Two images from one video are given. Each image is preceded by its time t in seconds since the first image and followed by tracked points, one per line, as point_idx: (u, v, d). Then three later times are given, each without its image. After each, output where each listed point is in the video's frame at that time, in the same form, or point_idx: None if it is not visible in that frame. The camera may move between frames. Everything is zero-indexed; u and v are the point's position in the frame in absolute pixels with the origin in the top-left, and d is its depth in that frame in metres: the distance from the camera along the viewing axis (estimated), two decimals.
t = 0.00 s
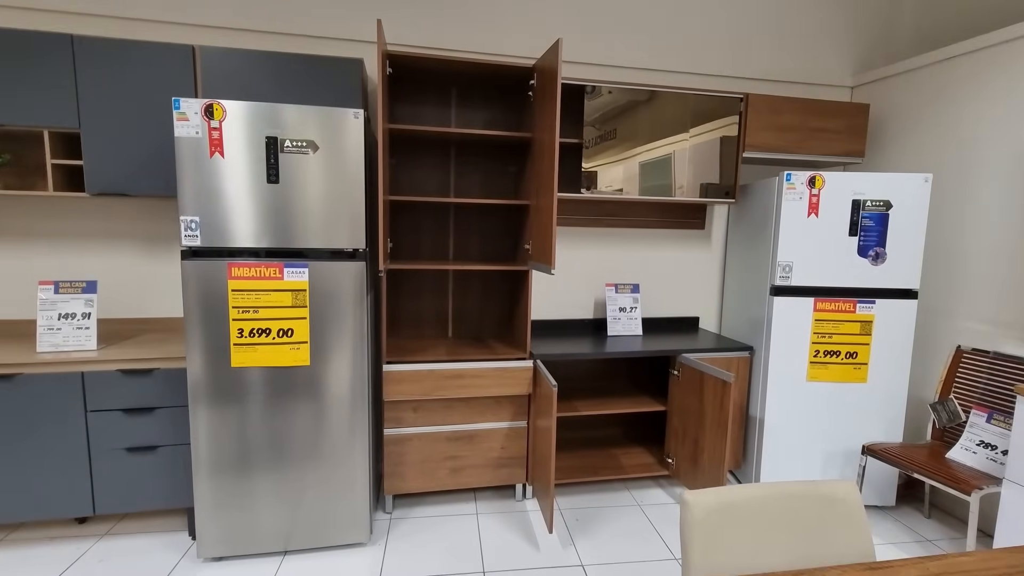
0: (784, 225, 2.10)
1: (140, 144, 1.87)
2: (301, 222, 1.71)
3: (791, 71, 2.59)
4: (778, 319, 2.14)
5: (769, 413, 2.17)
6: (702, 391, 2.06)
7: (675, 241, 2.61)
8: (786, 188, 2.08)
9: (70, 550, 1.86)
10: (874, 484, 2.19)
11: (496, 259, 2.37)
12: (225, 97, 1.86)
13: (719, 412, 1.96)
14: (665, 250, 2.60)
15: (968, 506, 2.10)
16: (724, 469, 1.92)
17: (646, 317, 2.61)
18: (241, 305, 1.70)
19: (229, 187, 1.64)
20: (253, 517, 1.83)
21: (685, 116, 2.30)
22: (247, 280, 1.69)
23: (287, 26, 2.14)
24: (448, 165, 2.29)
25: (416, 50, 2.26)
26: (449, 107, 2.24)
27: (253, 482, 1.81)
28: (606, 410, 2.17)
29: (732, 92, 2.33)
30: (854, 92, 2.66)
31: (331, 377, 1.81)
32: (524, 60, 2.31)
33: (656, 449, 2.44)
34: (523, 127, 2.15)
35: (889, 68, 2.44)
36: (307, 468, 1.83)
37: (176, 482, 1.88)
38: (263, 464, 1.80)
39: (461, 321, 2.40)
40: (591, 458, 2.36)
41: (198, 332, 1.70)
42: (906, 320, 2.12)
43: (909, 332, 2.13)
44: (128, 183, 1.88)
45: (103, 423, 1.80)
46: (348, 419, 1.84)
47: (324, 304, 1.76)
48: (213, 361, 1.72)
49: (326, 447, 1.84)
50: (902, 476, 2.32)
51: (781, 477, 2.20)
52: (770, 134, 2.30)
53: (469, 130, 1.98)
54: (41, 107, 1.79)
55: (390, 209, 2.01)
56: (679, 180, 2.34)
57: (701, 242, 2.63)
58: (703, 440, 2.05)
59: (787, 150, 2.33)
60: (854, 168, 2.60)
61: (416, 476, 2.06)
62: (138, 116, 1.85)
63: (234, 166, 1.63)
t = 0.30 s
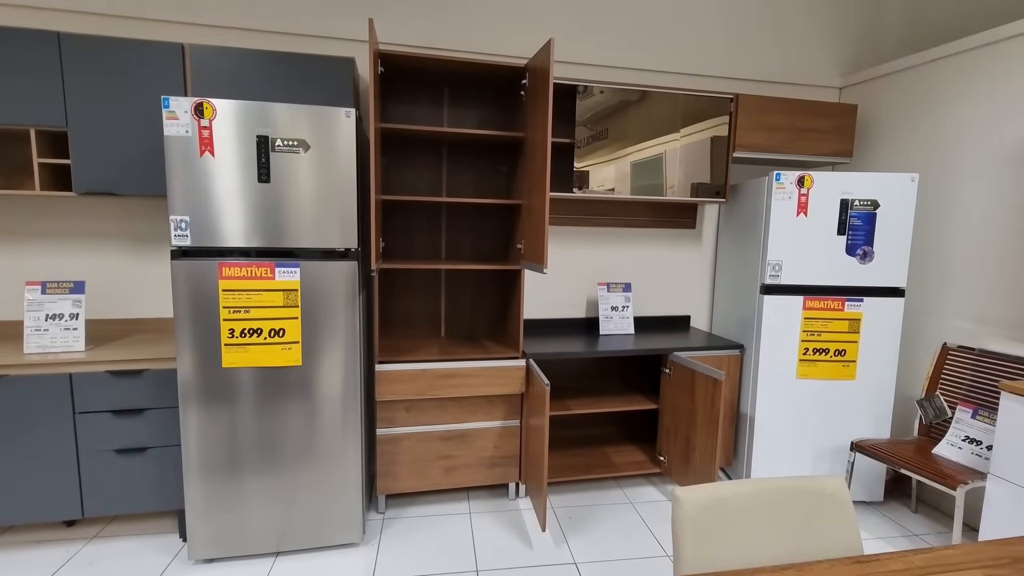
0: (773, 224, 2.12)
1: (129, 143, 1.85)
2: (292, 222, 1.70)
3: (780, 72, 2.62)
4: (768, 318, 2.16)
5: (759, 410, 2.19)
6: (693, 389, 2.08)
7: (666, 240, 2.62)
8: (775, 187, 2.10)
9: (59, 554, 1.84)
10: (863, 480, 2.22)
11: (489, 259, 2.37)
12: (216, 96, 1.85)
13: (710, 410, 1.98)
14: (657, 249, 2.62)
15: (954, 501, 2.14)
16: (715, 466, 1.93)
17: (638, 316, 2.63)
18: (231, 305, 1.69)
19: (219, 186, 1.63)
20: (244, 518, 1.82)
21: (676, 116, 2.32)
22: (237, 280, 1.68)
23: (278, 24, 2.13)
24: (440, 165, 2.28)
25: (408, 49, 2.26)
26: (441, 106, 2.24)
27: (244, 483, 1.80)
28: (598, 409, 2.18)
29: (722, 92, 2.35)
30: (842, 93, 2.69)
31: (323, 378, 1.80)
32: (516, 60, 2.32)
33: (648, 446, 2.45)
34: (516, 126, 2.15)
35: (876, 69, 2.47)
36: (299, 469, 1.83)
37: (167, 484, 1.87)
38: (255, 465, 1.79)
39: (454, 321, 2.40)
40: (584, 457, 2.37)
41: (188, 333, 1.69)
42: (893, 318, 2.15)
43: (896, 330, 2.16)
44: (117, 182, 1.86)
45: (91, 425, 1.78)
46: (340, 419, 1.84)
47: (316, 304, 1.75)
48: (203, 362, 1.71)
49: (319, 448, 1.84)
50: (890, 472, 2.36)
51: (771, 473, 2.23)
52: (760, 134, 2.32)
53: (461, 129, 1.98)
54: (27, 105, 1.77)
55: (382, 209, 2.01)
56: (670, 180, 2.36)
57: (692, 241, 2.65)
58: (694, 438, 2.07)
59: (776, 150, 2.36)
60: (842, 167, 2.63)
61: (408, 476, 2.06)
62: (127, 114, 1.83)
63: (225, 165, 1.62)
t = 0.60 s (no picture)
0: (767, 224, 2.13)
1: (121, 142, 1.83)
2: (286, 222, 1.70)
3: (773, 73, 2.64)
4: (762, 317, 2.17)
5: (753, 408, 2.21)
6: (688, 388, 2.09)
7: (660, 240, 2.64)
8: (769, 187, 2.11)
9: (50, 556, 1.82)
10: (855, 477, 2.25)
11: (484, 259, 2.37)
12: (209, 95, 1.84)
13: (705, 408, 1.99)
14: (651, 248, 2.63)
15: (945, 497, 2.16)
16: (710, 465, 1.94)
17: (633, 316, 2.64)
18: (225, 305, 1.68)
19: (213, 186, 1.62)
20: (238, 519, 1.81)
21: (670, 116, 2.33)
22: (232, 280, 1.67)
23: (272, 23, 2.12)
24: (435, 165, 2.28)
25: (403, 48, 2.26)
26: (436, 105, 2.24)
27: (238, 484, 1.79)
28: (593, 408, 2.19)
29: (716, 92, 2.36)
30: (834, 93, 2.72)
31: (317, 378, 1.80)
32: (511, 60, 2.32)
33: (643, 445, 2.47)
34: (511, 126, 2.15)
35: (868, 71, 2.50)
36: (294, 470, 1.82)
37: (160, 486, 1.86)
38: (249, 466, 1.78)
39: (449, 320, 2.40)
40: (579, 456, 2.38)
41: (181, 333, 1.68)
42: (885, 317, 2.17)
43: (887, 328, 2.18)
44: (109, 181, 1.84)
45: (83, 427, 1.77)
46: (335, 419, 1.83)
47: (311, 304, 1.75)
48: (197, 362, 1.70)
49: (314, 449, 1.83)
50: (881, 469, 2.38)
51: (765, 471, 2.24)
52: (753, 134, 2.34)
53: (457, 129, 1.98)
54: (17, 103, 1.75)
55: (377, 209, 2.00)
56: (664, 180, 2.37)
57: (687, 241, 2.66)
58: (689, 436, 2.08)
59: (769, 150, 2.37)
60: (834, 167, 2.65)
61: (404, 476, 2.06)
62: (119, 113, 1.82)
63: (218, 165, 1.61)
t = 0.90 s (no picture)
0: (755, 224, 2.16)
1: (107, 140, 1.81)
2: (276, 221, 1.69)
3: (760, 74, 2.67)
4: (750, 316, 2.20)
5: (741, 406, 2.24)
6: (678, 386, 2.11)
7: (650, 239, 2.66)
8: (756, 187, 2.14)
9: (35, 561, 1.79)
10: (841, 473, 2.28)
11: (475, 258, 2.37)
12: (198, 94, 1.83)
13: (694, 406, 2.01)
14: (641, 248, 2.65)
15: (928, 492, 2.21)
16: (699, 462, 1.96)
17: (623, 315, 2.66)
18: (214, 306, 1.66)
19: (201, 185, 1.61)
20: (228, 521, 1.80)
21: (659, 117, 2.35)
22: (221, 280, 1.65)
23: (260, 21, 2.10)
24: (425, 164, 2.28)
25: (393, 47, 2.26)
26: (427, 105, 2.24)
27: (228, 486, 1.77)
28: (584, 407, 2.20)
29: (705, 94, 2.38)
30: (820, 95, 2.76)
31: (308, 378, 1.79)
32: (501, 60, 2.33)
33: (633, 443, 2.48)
34: (502, 125, 2.15)
35: (853, 73, 2.54)
36: (285, 471, 1.81)
37: (148, 488, 1.84)
38: (238, 467, 1.77)
39: (440, 320, 2.40)
40: (570, 455, 2.39)
41: (169, 334, 1.66)
42: (870, 315, 2.21)
43: (872, 327, 2.22)
44: (95, 180, 1.82)
45: (69, 429, 1.74)
46: (325, 420, 1.83)
47: (301, 304, 1.74)
48: (185, 363, 1.68)
49: (304, 449, 1.82)
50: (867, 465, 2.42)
51: (753, 467, 2.27)
52: (741, 135, 2.37)
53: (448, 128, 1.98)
54: None
55: (368, 208, 2.00)
56: (654, 179, 2.39)
57: (676, 240, 2.69)
58: (679, 434, 2.10)
59: (757, 151, 2.40)
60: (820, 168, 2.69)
61: (395, 476, 2.06)
62: (105, 111, 1.80)
63: (207, 163, 1.60)
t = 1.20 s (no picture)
0: (734, 224, 2.20)
1: (79, 138, 1.77)
2: (255, 221, 1.66)
3: (739, 77, 2.72)
4: (729, 314, 2.24)
5: (722, 403, 2.28)
6: (659, 384, 2.14)
7: (632, 240, 2.69)
8: (735, 188, 2.18)
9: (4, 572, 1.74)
10: (818, 467, 2.34)
11: (458, 259, 2.37)
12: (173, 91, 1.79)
13: (675, 404, 2.03)
14: (623, 248, 2.68)
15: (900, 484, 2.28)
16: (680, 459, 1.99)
17: (605, 314, 2.68)
18: (192, 307, 1.63)
19: (177, 184, 1.58)
20: (207, 526, 1.76)
21: (640, 119, 2.38)
22: (199, 282, 1.63)
23: (238, 18, 2.07)
24: (407, 164, 2.27)
25: (374, 46, 2.25)
26: (409, 104, 2.23)
27: (207, 491, 1.74)
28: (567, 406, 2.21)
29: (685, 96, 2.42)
30: (796, 98, 2.82)
31: (289, 380, 1.77)
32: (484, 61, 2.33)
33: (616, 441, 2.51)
34: (484, 126, 2.16)
35: (828, 77, 2.60)
36: (265, 474, 1.79)
37: (123, 494, 1.79)
38: (217, 471, 1.74)
39: (424, 320, 2.39)
40: (553, 454, 2.40)
41: (144, 336, 1.62)
42: (845, 313, 2.27)
43: (847, 324, 2.28)
44: (66, 179, 1.77)
45: (39, 435, 1.70)
46: (307, 422, 1.81)
47: (281, 305, 1.72)
48: (161, 366, 1.65)
49: (286, 452, 1.80)
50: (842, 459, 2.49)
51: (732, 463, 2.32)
52: (720, 137, 2.41)
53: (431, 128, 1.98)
54: None
55: (350, 208, 1.98)
56: (635, 180, 2.41)
57: (657, 240, 2.72)
58: (661, 432, 2.12)
59: (736, 153, 2.45)
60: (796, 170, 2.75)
61: (378, 477, 2.04)
62: (76, 108, 1.75)
63: (183, 162, 1.57)
